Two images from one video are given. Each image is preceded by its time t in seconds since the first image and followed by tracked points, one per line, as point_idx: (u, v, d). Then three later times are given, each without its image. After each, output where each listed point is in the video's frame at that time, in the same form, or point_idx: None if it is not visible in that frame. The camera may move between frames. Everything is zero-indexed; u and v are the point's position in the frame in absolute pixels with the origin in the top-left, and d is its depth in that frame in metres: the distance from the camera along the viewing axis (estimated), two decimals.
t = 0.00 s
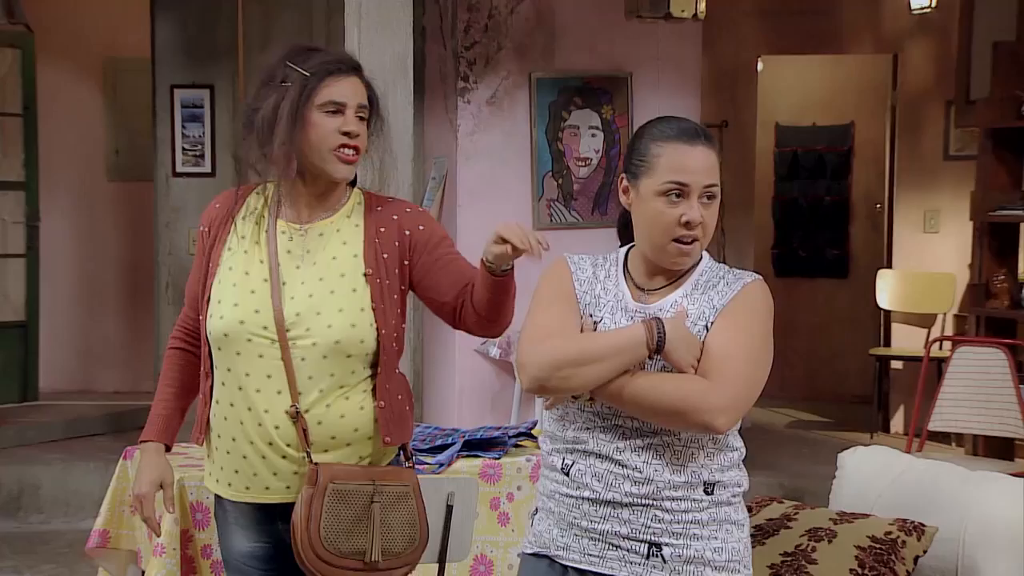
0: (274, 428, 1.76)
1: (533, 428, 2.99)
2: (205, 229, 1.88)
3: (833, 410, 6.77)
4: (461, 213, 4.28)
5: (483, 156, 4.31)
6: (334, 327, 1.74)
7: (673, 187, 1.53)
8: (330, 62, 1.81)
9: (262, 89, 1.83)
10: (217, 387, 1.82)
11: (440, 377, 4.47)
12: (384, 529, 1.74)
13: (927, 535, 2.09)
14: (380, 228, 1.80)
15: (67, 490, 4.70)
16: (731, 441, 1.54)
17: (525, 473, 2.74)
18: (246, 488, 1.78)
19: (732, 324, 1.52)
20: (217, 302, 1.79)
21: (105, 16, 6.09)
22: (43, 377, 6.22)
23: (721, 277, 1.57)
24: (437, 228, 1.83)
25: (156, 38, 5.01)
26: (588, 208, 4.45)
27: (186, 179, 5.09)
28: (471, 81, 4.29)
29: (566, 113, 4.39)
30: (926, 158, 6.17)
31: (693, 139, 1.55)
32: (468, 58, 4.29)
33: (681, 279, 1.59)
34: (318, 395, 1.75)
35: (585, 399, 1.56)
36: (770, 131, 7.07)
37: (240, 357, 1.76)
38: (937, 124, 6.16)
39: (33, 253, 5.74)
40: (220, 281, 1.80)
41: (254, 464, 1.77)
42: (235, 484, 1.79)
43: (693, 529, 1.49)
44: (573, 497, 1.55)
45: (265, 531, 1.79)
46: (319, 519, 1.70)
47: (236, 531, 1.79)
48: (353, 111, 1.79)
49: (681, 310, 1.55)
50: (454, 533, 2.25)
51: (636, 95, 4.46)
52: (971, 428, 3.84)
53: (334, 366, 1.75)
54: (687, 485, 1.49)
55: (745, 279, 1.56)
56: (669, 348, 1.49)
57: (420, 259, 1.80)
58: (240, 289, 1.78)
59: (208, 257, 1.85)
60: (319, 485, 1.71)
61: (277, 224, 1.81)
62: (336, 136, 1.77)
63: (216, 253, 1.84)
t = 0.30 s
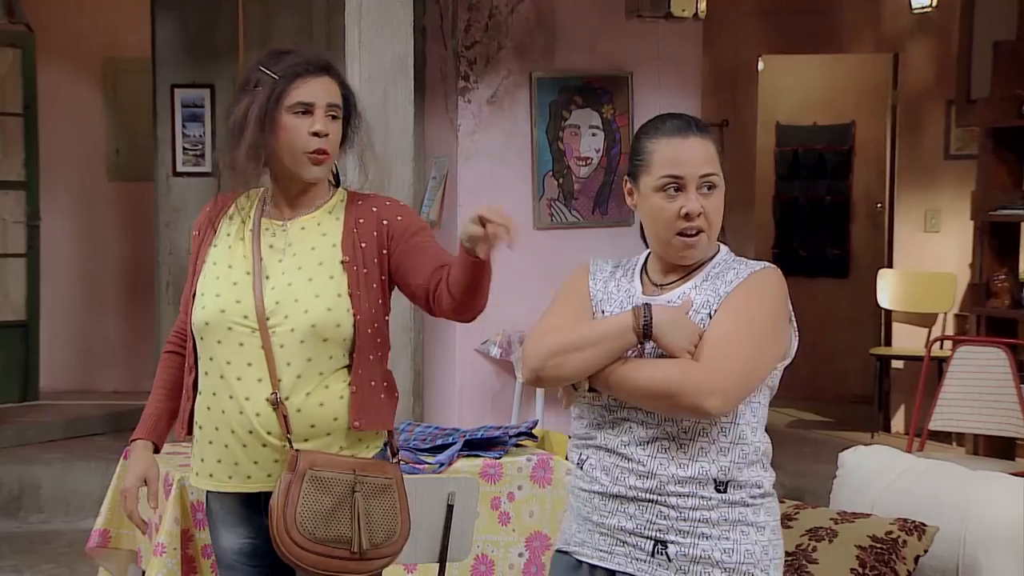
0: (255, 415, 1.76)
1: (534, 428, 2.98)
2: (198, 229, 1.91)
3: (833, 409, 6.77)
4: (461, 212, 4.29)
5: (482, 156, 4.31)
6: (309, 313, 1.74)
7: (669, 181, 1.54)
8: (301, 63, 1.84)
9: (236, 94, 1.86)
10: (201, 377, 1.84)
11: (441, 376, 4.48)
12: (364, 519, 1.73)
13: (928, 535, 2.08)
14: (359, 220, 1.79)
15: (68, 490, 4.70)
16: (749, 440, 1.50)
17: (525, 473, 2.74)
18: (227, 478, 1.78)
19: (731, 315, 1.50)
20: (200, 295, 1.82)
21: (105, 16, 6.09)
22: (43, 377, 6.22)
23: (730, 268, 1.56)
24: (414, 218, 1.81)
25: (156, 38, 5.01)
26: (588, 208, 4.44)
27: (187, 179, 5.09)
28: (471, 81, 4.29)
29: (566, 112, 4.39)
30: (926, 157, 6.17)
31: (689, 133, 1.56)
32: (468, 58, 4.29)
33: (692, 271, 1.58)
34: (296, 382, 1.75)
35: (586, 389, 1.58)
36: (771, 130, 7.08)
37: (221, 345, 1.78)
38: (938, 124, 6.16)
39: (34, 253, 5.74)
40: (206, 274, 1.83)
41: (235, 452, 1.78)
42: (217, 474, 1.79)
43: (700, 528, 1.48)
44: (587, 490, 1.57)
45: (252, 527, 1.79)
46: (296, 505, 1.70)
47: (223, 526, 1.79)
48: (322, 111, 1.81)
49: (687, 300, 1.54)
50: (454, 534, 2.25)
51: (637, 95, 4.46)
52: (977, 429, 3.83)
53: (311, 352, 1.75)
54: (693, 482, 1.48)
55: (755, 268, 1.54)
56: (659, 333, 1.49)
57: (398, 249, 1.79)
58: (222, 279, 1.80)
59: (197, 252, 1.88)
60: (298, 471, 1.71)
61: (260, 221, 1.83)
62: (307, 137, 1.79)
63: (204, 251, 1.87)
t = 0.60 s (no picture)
0: (247, 408, 1.76)
1: (534, 425, 2.98)
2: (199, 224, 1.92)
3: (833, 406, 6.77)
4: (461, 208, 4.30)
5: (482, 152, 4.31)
6: (301, 305, 1.74)
7: (684, 176, 1.53)
8: (290, 61, 1.86)
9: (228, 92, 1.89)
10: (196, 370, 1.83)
11: (441, 373, 4.48)
12: (354, 511, 1.72)
13: (928, 531, 2.08)
14: (352, 214, 1.79)
15: (68, 487, 4.70)
16: (768, 434, 1.50)
17: (525, 469, 2.73)
18: (219, 471, 1.78)
19: (750, 313, 1.49)
20: (195, 291, 1.82)
21: (105, 12, 6.09)
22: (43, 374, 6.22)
23: (746, 260, 1.56)
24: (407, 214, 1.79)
25: (156, 34, 5.01)
26: (588, 205, 4.44)
27: (187, 176, 5.09)
28: (471, 77, 4.29)
29: (566, 109, 4.38)
30: (926, 154, 6.18)
31: (703, 127, 1.56)
32: (468, 54, 4.29)
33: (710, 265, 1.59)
34: (287, 374, 1.75)
35: (606, 383, 1.57)
36: (771, 127, 7.08)
37: (213, 338, 1.78)
38: (937, 121, 6.16)
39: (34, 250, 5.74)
40: (202, 270, 1.84)
41: (227, 445, 1.78)
42: (210, 467, 1.79)
43: (723, 523, 1.48)
44: (605, 491, 1.57)
45: (250, 523, 1.80)
46: (287, 495, 1.70)
47: (217, 519, 1.79)
48: (309, 107, 1.82)
49: (706, 293, 1.55)
50: (454, 530, 2.25)
51: (637, 91, 4.45)
52: (977, 427, 3.83)
53: (303, 343, 1.74)
54: (715, 476, 1.48)
55: (773, 261, 1.55)
56: (681, 326, 1.50)
57: (384, 241, 1.77)
58: (217, 274, 1.81)
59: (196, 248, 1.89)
60: (290, 462, 1.70)
61: (254, 218, 1.83)
62: (290, 132, 1.81)
63: (201, 248, 1.88)
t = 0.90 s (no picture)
0: (254, 408, 1.76)
1: (534, 424, 2.98)
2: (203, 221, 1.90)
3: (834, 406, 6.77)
4: (462, 208, 4.30)
5: (483, 151, 4.31)
6: (307, 306, 1.75)
7: (686, 172, 1.54)
8: (277, 65, 1.85)
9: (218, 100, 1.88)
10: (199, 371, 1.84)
11: (441, 373, 4.48)
12: (361, 509, 1.72)
13: (928, 532, 2.08)
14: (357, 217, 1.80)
15: (69, 487, 4.70)
16: (762, 437, 1.53)
17: (526, 469, 2.74)
18: (226, 471, 1.78)
19: (759, 318, 1.52)
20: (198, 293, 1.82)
21: (105, 13, 6.09)
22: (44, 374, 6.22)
23: (744, 267, 1.58)
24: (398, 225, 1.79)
25: (157, 34, 5.01)
26: (588, 205, 4.44)
27: (188, 176, 5.09)
28: (472, 77, 4.29)
29: (567, 109, 4.38)
30: (926, 154, 6.18)
31: (708, 125, 1.56)
32: (469, 54, 4.29)
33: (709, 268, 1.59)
34: (294, 374, 1.75)
35: (612, 388, 1.55)
36: (771, 127, 7.08)
37: (219, 340, 1.78)
38: (937, 121, 6.16)
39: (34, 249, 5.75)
40: (203, 274, 1.83)
41: (233, 446, 1.78)
42: (216, 468, 1.79)
43: (723, 524, 1.49)
44: (602, 493, 1.55)
45: (255, 522, 1.79)
46: (294, 494, 1.69)
47: (221, 518, 1.79)
48: (301, 111, 1.82)
49: (710, 298, 1.56)
50: (454, 531, 2.25)
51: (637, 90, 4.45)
52: (978, 427, 3.83)
53: (310, 344, 1.75)
54: (718, 478, 1.49)
55: (775, 268, 1.57)
56: (696, 334, 1.50)
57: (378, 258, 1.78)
58: (220, 277, 1.81)
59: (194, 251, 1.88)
60: (296, 462, 1.70)
61: (254, 221, 1.83)
62: (283, 137, 1.80)
63: (200, 253, 1.87)
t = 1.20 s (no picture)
0: (270, 410, 1.77)
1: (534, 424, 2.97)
2: (187, 247, 1.90)
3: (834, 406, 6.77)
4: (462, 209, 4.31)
5: (483, 151, 4.31)
6: (321, 305, 1.77)
7: (660, 176, 1.55)
8: (243, 74, 1.83)
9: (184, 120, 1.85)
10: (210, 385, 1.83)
11: (441, 373, 4.48)
12: (380, 504, 1.70)
13: (928, 532, 2.08)
14: (354, 210, 1.82)
15: (70, 487, 4.70)
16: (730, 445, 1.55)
17: (526, 469, 2.73)
18: (247, 476, 1.79)
19: (733, 330, 1.53)
20: (204, 305, 1.81)
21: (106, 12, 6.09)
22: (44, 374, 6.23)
23: (718, 275, 1.59)
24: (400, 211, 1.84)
25: (157, 34, 5.00)
26: (589, 205, 4.44)
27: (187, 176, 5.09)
28: (472, 77, 4.29)
29: (567, 109, 4.38)
30: (927, 154, 6.17)
31: (680, 130, 1.58)
32: (469, 54, 4.29)
33: (677, 277, 1.61)
34: (311, 373, 1.77)
35: (589, 406, 1.56)
36: (771, 127, 7.09)
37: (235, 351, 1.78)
38: (938, 121, 6.15)
39: (35, 250, 5.75)
40: (204, 287, 1.83)
41: (250, 452, 1.78)
42: (236, 473, 1.80)
43: (689, 531, 1.51)
44: (571, 497, 1.57)
45: (265, 522, 1.81)
46: (314, 498, 1.68)
47: (233, 518, 1.81)
48: (273, 119, 1.81)
49: (683, 311, 1.57)
50: (454, 531, 2.25)
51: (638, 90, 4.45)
52: (977, 427, 3.81)
53: (326, 342, 1.77)
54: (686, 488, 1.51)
55: (747, 280, 1.57)
56: (672, 356, 1.51)
57: (391, 243, 1.82)
58: (226, 287, 1.80)
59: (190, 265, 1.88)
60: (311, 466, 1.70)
61: (249, 226, 1.83)
62: (265, 149, 1.79)
63: (195, 273, 1.87)
